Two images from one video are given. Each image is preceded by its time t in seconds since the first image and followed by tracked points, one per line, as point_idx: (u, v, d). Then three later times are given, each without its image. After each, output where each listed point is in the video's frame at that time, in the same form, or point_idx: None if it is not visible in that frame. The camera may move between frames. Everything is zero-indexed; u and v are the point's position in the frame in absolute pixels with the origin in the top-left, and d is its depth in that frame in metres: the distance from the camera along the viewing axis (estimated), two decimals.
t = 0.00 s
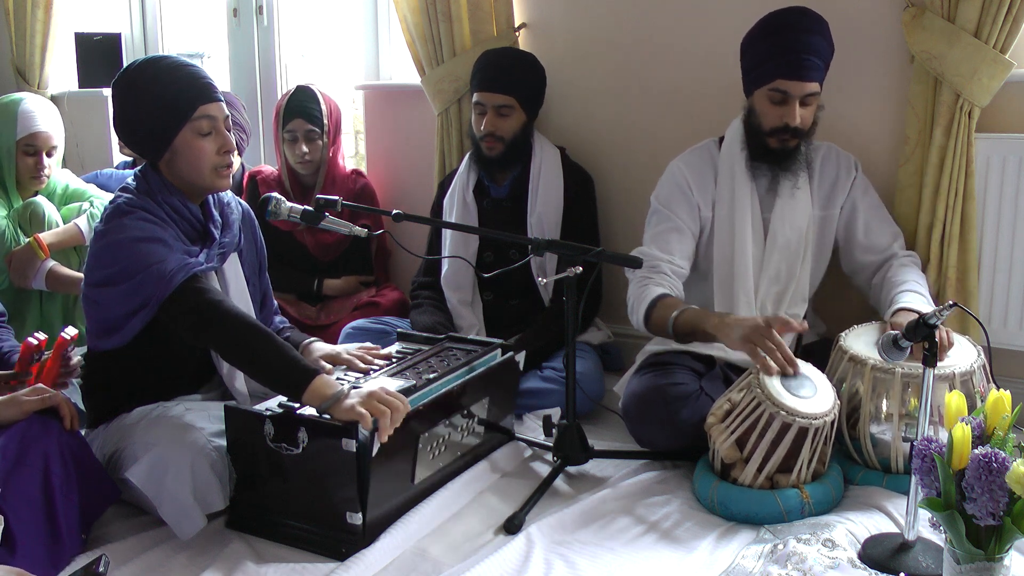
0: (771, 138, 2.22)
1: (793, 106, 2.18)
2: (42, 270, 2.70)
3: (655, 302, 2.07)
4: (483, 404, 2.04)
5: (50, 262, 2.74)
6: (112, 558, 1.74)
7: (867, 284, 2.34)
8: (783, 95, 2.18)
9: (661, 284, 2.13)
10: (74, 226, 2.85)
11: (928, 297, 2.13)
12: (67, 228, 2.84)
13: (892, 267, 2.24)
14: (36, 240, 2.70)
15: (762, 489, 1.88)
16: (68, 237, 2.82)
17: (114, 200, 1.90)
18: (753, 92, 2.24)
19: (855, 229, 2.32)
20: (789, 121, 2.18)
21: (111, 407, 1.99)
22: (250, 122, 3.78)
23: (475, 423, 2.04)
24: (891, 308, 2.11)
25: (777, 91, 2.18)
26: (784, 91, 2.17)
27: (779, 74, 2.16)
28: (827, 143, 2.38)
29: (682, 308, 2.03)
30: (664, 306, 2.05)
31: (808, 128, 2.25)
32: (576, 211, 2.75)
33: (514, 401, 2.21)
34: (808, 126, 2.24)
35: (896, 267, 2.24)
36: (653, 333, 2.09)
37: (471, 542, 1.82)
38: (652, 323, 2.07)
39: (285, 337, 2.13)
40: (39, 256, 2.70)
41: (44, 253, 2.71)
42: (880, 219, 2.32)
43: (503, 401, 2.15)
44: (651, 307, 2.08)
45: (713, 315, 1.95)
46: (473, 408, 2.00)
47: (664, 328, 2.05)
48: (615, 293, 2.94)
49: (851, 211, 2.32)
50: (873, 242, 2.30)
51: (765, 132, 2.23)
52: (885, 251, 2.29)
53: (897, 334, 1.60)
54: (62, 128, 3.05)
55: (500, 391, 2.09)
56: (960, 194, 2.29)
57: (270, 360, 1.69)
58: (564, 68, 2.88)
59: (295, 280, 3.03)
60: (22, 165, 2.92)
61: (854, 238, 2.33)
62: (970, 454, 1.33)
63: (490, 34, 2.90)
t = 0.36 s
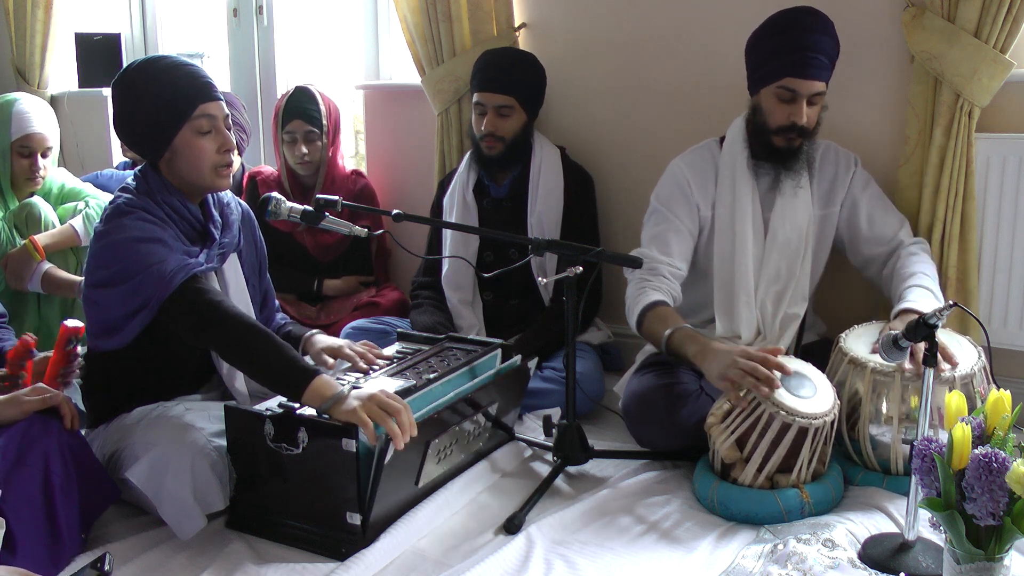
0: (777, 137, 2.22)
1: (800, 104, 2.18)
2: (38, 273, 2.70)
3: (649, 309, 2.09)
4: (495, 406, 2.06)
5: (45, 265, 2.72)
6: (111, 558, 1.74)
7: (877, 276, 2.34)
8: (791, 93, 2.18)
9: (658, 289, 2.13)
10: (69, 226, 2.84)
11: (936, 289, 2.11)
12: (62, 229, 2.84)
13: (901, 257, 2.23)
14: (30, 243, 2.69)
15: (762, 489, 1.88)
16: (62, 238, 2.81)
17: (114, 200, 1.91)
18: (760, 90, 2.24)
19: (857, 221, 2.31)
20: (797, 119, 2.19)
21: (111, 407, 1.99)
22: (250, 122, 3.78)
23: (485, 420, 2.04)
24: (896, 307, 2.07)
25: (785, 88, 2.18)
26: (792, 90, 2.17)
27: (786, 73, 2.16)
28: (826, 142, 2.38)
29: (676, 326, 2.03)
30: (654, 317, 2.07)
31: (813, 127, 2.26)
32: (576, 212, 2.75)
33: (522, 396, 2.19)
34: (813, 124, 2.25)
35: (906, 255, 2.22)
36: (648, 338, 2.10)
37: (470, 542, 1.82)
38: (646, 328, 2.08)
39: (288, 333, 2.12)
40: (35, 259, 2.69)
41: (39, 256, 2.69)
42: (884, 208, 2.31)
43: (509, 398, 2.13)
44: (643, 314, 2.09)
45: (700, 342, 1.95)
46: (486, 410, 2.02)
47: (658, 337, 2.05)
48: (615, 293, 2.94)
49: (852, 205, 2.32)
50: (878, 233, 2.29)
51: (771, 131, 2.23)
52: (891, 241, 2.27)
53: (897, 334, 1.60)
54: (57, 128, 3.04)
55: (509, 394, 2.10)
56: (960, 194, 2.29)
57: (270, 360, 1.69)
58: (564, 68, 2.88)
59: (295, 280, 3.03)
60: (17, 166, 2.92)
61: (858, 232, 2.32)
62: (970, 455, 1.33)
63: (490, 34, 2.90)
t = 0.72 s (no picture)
0: (769, 137, 2.22)
1: (791, 104, 2.18)
2: (37, 272, 2.69)
3: (655, 305, 2.08)
4: (484, 405, 2.04)
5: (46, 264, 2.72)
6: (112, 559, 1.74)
7: (878, 276, 2.35)
8: (782, 93, 2.18)
9: (660, 290, 2.13)
10: (71, 225, 2.85)
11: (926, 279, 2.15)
12: (63, 228, 2.84)
13: (898, 260, 2.25)
14: (32, 241, 2.70)
15: (762, 489, 1.88)
16: (64, 237, 2.81)
17: (114, 200, 1.91)
18: (751, 91, 2.24)
19: (859, 223, 2.32)
20: (787, 119, 2.18)
21: (112, 407, 1.99)
22: (250, 122, 3.78)
23: (475, 423, 2.04)
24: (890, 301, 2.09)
25: (776, 89, 2.18)
26: (783, 89, 2.17)
27: (777, 73, 2.16)
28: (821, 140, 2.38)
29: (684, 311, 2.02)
30: (663, 308, 2.06)
31: (804, 127, 2.25)
32: (576, 212, 2.75)
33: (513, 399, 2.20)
34: (806, 123, 2.25)
35: (902, 259, 2.24)
36: (654, 336, 2.09)
37: (471, 542, 1.82)
38: (653, 324, 2.08)
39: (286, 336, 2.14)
40: (35, 257, 2.69)
41: (40, 254, 2.70)
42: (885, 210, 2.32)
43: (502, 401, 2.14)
44: (650, 312, 2.09)
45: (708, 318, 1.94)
46: (473, 409, 1.99)
47: (667, 331, 2.04)
48: (615, 293, 2.94)
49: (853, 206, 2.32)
50: (878, 236, 2.30)
51: (763, 131, 2.23)
52: (891, 244, 2.29)
53: (896, 334, 1.61)
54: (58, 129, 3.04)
55: (499, 390, 2.09)
56: (960, 194, 2.29)
57: (270, 360, 1.69)
58: (564, 69, 2.88)
59: (295, 280, 3.03)
60: (17, 167, 2.92)
61: (859, 236, 2.33)
62: (970, 454, 1.33)
63: (490, 34, 2.90)
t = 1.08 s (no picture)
0: (763, 140, 2.22)
1: (781, 106, 2.19)
2: (38, 270, 2.70)
3: (653, 317, 2.09)
4: (494, 406, 2.06)
5: (47, 262, 2.73)
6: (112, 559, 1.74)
7: (867, 279, 2.31)
8: (771, 96, 2.18)
9: (659, 297, 2.14)
10: (75, 224, 2.86)
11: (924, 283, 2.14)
12: (67, 227, 2.85)
13: (893, 262, 2.22)
14: (36, 239, 2.71)
15: (762, 489, 1.88)
16: (67, 235, 2.83)
17: (114, 200, 1.91)
18: (741, 95, 2.24)
19: (850, 219, 2.30)
20: (779, 121, 2.19)
21: (112, 407, 1.99)
22: (250, 122, 3.79)
23: (484, 420, 2.04)
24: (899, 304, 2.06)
25: (764, 92, 2.18)
26: (771, 93, 2.18)
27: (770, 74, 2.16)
28: (819, 138, 2.37)
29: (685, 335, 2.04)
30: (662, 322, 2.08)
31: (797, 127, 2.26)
32: (576, 212, 2.75)
33: (520, 397, 2.19)
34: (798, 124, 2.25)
35: (897, 261, 2.22)
36: (653, 347, 2.11)
37: (470, 542, 1.82)
38: (651, 337, 2.09)
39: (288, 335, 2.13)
40: (37, 254, 2.70)
41: (42, 251, 2.71)
42: (878, 212, 2.29)
43: (508, 396, 2.12)
44: (648, 322, 2.10)
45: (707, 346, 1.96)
46: (485, 410, 2.01)
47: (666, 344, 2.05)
48: (615, 293, 2.94)
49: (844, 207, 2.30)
50: (871, 235, 2.27)
51: (756, 134, 2.23)
52: (885, 245, 2.27)
53: (897, 335, 1.62)
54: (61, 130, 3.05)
55: (510, 385, 2.09)
56: (960, 194, 2.29)
57: (271, 360, 1.69)
58: (564, 69, 2.88)
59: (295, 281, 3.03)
60: (19, 166, 2.93)
61: (853, 236, 2.30)
62: (970, 454, 1.33)
63: (490, 34, 2.90)
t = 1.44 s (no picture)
0: (757, 144, 2.21)
1: (771, 110, 2.19)
2: (39, 270, 2.69)
3: (652, 309, 2.09)
4: (483, 404, 2.04)
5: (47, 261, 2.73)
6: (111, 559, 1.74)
7: (874, 272, 2.30)
8: (760, 101, 2.19)
9: (656, 295, 2.14)
10: (75, 222, 2.84)
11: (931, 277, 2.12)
12: (68, 225, 2.84)
13: (894, 253, 2.20)
14: (37, 237, 2.72)
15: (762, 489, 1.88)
16: (67, 233, 2.81)
17: (115, 200, 1.91)
18: (734, 98, 2.24)
19: (849, 211, 2.28)
20: (770, 126, 2.18)
21: (112, 407, 1.99)
22: (250, 122, 3.78)
23: (475, 423, 2.04)
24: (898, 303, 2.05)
25: (754, 98, 2.19)
26: (761, 98, 2.19)
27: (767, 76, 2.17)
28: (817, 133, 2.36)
29: (681, 316, 2.05)
30: (661, 313, 2.08)
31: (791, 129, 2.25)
32: (576, 212, 2.75)
33: (512, 399, 2.20)
34: (791, 126, 2.24)
35: (898, 252, 2.19)
36: (652, 343, 2.11)
37: (470, 542, 1.82)
38: (649, 332, 2.09)
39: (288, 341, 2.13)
40: (37, 252, 2.71)
41: (43, 250, 2.71)
42: (877, 198, 2.28)
43: (502, 401, 2.14)
44: (645, 317, 2.09)
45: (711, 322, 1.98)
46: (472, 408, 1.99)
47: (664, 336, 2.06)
48: (615, 293, 2.94)
49: (843, 199, 2.28)
50: (870, 227, 2.25)
51: (749, 140, 2.22)
52: (884, 236, 2.24)
53: (896, 335, 1.64)
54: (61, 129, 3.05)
55: (497, 391, 2.09)
56: (961, 194, 2.29)
57: (272, 359, 1.69)
58: (564, 69, 2.88)
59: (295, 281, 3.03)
60: (19, 165, 2.93)
61: (853, 227, 2.29)
62: (970, 454, 1.33)
63: (490, 34, 2.90)
